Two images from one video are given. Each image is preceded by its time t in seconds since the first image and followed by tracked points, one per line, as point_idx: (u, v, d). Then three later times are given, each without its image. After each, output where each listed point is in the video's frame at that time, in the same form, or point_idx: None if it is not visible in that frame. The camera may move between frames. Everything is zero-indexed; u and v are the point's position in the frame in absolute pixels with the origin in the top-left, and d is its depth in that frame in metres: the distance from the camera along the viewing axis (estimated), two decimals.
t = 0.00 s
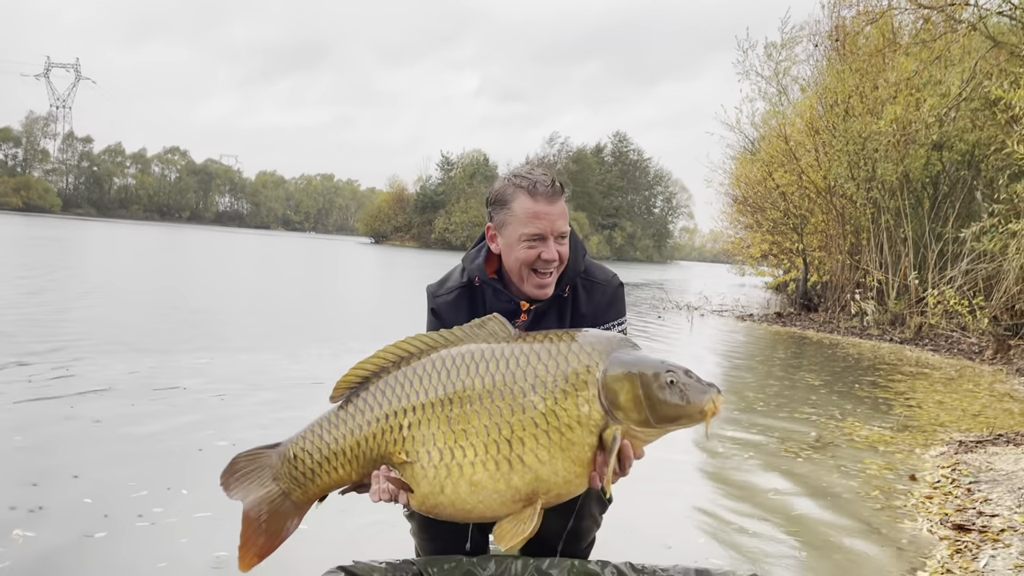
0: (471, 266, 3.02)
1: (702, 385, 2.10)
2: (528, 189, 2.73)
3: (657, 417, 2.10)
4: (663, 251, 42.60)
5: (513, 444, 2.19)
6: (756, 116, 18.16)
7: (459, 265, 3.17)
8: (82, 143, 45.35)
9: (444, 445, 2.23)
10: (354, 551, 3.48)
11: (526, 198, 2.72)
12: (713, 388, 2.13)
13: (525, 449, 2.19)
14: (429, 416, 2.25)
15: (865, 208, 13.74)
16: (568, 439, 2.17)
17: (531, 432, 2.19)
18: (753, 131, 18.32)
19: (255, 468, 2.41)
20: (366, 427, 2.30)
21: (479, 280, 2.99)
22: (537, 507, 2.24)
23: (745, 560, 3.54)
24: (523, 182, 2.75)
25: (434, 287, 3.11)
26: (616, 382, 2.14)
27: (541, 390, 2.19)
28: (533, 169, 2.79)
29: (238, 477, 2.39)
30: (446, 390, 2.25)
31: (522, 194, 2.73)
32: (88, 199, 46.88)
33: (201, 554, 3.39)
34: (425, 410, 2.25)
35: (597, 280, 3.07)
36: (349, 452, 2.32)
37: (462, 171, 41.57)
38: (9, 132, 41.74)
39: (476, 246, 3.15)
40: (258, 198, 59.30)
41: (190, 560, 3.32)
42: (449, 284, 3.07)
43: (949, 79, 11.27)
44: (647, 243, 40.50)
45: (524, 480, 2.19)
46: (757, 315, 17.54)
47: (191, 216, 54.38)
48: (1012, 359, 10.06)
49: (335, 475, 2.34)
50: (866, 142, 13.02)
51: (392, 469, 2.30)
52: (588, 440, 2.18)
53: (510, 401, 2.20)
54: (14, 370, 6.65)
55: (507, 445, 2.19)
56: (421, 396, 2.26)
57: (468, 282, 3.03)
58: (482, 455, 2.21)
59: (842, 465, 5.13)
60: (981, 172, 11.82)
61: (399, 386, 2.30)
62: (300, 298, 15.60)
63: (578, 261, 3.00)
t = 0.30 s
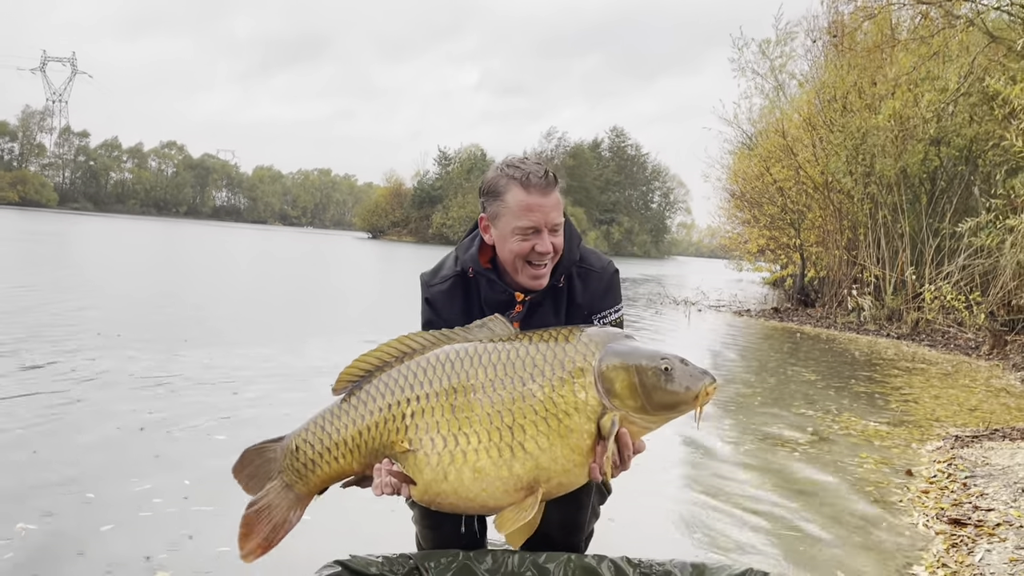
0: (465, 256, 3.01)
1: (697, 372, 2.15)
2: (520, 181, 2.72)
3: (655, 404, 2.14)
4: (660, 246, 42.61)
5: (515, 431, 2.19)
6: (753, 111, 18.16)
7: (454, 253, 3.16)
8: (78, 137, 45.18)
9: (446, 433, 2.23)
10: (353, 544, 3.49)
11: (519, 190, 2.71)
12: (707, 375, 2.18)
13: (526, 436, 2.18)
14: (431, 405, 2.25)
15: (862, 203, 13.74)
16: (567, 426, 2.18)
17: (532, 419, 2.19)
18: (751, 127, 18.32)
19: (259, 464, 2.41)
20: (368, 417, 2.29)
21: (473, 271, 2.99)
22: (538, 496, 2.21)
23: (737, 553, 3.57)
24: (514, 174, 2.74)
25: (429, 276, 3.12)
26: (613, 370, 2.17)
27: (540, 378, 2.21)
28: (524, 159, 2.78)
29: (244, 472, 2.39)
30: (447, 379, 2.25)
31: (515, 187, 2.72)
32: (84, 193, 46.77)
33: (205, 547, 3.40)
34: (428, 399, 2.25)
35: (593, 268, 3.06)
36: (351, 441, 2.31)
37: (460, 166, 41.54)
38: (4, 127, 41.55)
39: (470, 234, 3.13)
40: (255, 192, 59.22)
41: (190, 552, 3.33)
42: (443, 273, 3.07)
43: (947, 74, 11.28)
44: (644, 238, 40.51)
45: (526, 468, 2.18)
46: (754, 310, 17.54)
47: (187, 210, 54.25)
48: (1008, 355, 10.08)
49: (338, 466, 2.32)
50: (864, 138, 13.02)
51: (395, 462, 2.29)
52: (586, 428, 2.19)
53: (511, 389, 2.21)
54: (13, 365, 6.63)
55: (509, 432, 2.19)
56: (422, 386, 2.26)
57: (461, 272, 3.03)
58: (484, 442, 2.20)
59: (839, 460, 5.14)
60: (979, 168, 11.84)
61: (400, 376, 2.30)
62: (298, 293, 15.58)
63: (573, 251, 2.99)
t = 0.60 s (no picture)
0: (462, 249, 3.01)
1: (700, 372, 2.13)
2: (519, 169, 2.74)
3: (658, 406, 2.13)
4: (656, 239, 42.64)
5: (519, 439, 2.19)
6: (750, 105, 18.18)
7: (450, 247, 3.16)
8: (73, 131, 44.99)
9: (450, 442, 2.22)
10: (352, 538, 3.50)
11: (520, 177, 2.72)
12: (710, 374, 2.16)
13: (530, 444, 2.19)
14: (434, 414, 2.24)
15: (857, 198, 13.66)
16: (572, 432, 2.18)
17: (536, 425, 2.19)
18: (747, 120, 18.34)
19: (261, 479, 2.35)
20: (370, 428, 2.28)
21: (471, 264, 2.99)
22: (545, 502, 2.22)
23: (731, 547, 3.58)
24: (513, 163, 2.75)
25: (425, 270, 3.12)
26: (615, 373, 2.16)
27: (542, 385, 2.20)
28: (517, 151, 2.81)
29: (246, 489, 2.34)
30: (450, 387, 2.25)
31: (514, 175, 2.73)
32: (79, 186, 46.58)
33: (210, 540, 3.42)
34: (430, 409, 2.24)
35: (590, 260, 3.07)
36: (355, 452, 2.30)
37: (456, 160, 41.50)
38: None
39: (466, 227, 3.13)
40: (251, 186, 59.09)
41: (190, 545, 3.35)
42: (439, 266, 3.08)
43: (944, 68, 11.29)
44: (640, 232, 40.50)
45: (532, 475, 2.18)
46: (750, 304, 17.58)
47: (183, 204, 54.15)
48: (1002, 349, 10.11)
49: (343, 477, 2.31)
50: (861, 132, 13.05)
51: (400, 471, 2.28)
52: (590, 432, 2.18)
53: (514, 397, 2.21)
54: (11, 359, 6.62)
55: (514, 441, 2.19)
56: (424, 395, 2.26)
57: (458, 265, 3.03)
58: (490, 450, 2.20)
59: (834, 453, 5.16)
60: (975, 162, 11.88)
61: (401, 385, 2.29)
62: (294, 287, 15.57)
63: (571, 243, 2.99)
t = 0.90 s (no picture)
0: (453, 251, 3.02)
1: (693, 373, 2.17)
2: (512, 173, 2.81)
3: (651, 407, 2.17)
4: (644, 232, 42.72)
5: (512, 439, 2.22)
6: (737, 98, 18.26)
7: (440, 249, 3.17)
8: (58, 127, 44.61)
9: (444, 441, 2.25)
10: (345, 535, 3.53)
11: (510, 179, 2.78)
12: (704, 375, 2.20)
13: (523, 443, 2.22)
14: (427, 414, 2.26)
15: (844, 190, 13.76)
16: (564, 435, 2.21)
17: (529, 426, 2.22)
18: (734, 113, 18.42)
19: (251, 475, 2.32)
20: (364, 426, 2.29)
21: (462, 266, 3.00)
22: (536, 502, 2.26)
23: (721, 539, 3.62)
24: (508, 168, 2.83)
25: (416, 271, 3.13)
26: (609, 374, 2.21)
27: (535, 387, 2.23)
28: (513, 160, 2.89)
29: (234, 485, 2.29)
30: (444, 388, 2.27)
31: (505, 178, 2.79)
32: (64, 182, 46.26)
33: (207, 538, 3.45)
34: (425, 409, 2.26)
35: (581, 262, 3.10)
36: (348, 452, 2.30)
37: (444, 153, 41.40)
38: None
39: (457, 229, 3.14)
40: (237, 181, 58.81)
41: (185, 543, 3.37)
42: (430, 267, 3.09)
43: (931, 63, 11.51)
44: (629, 226, 40.56)
45: (524, 475, 2.22)
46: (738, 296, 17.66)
47: (169, 200, 53.83)
48: (987, 339, 10.21)
49: (335, 477, 2.32)
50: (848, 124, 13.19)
51: (393, 470, 2.31)
52: (582, 433, 2.22)
53: (507, 398, 2.23)
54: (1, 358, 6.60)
55: (506, 442, 2.22)
56: (418, 395, 2.28)
57: (449, 266, 3.04)
58: (483, 450, 2.23)
59: (821, 445, 5.21)
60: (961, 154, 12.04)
61: (396, 385, 2.31)
62: (283, 283, 15.55)
63: (563, 246, 3.02)
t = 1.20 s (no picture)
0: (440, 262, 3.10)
1: (677, 369, 2.13)
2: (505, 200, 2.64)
3: (637, 403, 2.12)
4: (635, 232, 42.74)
5: (501, 438, 2.18)
6: (725, 98, 18.29)
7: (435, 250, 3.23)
8: (43, 133, 44.23)
9: (434, 442, 2.23)
10: (340, 540, 3.51)
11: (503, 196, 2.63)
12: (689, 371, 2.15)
13: (512, 442, 2.18)
14: (418, 416, 2.25)
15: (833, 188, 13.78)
16: (552, 432, 2.17)
17: (517, 426, 2.18)
18: (723, 113, 18.45)
19: (242, 480, 2.37)
20: (354, 429, 2.29)
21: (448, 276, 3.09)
22: (527, 501, 2.20)
23: (715, 541, 3.60)
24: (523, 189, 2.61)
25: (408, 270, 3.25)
26: (594, 371, 2.16)
27: (524, 386, 2.20)
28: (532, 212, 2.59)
29: (225, 490, 2.35)
30: (435, 390, 2.25)
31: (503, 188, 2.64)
32: (51, 189, 45.95)
33: (204, 545, 3.42)
34: (414, 410, 2.25)
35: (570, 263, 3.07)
36: (340, 454, 2.30)
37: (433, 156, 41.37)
38: None
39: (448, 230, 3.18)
40: (226, 186, 58.66)
41: (180, 550, 3.35)
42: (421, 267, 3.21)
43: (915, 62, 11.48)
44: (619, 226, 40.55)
45: (513, 474, 2.17)
46: (728, 296, 17.70)
47: (157, 205, 53.51)
48: (976, 336, 10.25)
49: (327, 479, 2.31)
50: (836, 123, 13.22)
51: (384, 472, 2.29)
52: (571, 431, 2.17)
53: (496, 398, 2.21)
54: None
55: (496, 441, 2.19)
56: (408, 397, 2.27)
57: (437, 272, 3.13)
58: (472, 449, 2.20)
59: (813, 444, 5.22)
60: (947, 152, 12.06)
61: (386, 388, 2.30)
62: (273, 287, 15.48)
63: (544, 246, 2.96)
